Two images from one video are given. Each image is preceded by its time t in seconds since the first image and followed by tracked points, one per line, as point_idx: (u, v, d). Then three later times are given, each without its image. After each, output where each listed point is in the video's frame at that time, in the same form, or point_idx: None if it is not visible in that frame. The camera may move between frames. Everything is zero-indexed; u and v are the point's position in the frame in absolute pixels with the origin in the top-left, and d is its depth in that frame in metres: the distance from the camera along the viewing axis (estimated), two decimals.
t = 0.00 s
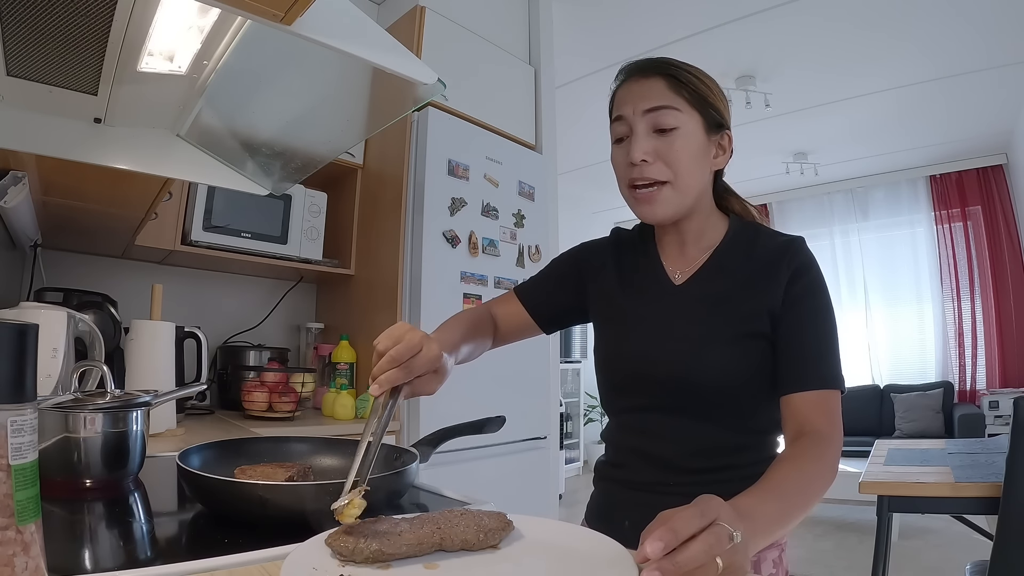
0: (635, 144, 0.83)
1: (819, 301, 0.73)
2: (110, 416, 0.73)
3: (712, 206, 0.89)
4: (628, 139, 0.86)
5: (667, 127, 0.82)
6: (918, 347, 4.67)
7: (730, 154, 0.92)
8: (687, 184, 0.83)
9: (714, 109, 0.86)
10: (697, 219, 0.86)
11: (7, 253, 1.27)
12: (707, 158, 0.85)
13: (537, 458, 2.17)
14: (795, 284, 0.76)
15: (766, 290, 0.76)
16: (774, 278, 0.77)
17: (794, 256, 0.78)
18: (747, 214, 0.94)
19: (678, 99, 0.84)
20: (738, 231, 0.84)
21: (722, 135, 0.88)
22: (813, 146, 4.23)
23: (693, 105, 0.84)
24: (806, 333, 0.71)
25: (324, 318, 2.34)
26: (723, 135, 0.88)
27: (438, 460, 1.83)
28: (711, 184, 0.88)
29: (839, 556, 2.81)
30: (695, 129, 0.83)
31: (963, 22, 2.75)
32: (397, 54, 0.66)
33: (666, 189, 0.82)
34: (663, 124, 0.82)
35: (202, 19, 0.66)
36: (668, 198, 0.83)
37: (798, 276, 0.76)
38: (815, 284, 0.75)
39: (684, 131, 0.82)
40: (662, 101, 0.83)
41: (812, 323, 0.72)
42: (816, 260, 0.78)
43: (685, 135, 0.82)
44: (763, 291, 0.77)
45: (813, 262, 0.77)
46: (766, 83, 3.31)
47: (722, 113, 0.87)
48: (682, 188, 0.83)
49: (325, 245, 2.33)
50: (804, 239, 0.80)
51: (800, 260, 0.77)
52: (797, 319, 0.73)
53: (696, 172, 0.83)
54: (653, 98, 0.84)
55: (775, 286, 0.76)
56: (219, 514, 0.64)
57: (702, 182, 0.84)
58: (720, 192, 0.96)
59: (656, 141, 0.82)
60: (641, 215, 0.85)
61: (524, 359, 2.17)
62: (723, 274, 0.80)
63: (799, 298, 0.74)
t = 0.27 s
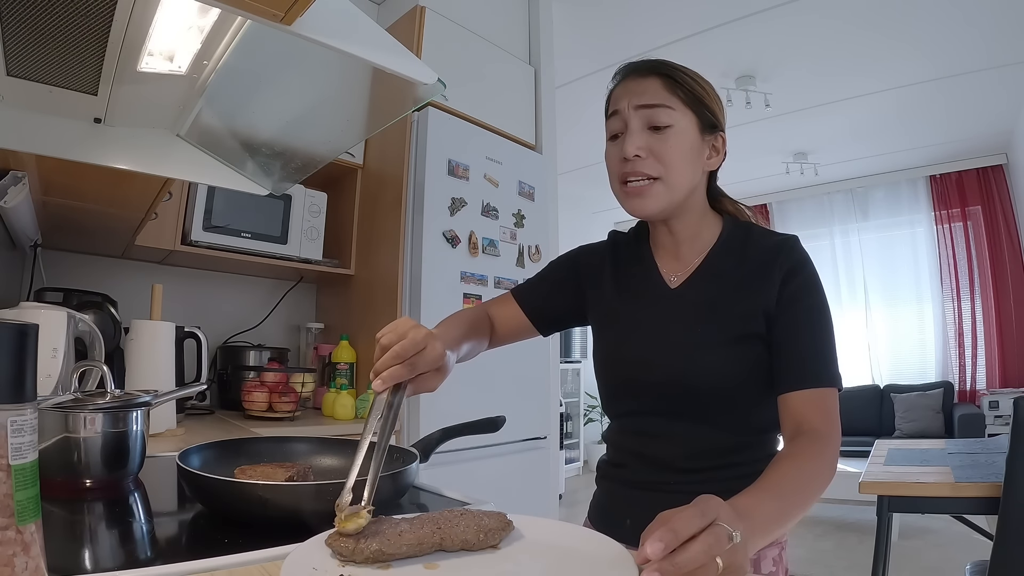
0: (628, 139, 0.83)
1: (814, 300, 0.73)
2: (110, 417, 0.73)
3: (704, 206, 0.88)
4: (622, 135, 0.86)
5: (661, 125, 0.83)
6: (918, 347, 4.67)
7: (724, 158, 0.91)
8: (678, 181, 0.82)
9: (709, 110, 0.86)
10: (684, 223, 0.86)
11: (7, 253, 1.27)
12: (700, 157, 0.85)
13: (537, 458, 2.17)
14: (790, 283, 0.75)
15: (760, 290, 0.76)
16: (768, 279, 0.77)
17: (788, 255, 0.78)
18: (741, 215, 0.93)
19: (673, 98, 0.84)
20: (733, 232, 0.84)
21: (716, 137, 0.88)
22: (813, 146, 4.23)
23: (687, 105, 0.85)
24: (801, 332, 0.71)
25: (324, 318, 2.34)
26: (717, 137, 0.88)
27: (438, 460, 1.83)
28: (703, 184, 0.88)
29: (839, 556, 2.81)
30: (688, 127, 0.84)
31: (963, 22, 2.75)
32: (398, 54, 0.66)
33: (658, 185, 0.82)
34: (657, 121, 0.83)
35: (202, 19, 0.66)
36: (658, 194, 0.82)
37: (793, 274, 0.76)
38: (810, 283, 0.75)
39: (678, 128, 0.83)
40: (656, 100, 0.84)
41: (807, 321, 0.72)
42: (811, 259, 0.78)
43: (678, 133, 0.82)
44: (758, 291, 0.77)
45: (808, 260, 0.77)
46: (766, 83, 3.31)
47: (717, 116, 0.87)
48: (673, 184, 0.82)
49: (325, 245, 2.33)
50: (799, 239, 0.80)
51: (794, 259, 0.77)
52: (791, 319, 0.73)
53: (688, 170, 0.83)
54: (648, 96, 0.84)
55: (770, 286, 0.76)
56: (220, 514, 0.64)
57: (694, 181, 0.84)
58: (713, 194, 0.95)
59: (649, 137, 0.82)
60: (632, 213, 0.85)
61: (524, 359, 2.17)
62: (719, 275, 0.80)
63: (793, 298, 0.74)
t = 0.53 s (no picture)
0: (637, 133, 0.83)
1: (810, 300, 0.73)
2: (110, 416, 0.73)
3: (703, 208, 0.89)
4: (628, 129, 0.86)
5: (669, 122, 0.83)
6: (918, 347, 4.66)
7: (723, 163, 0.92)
8: (681, 180, 0.82)
9: (714, 114, 0.87)
10: (687, 219, 0.86)
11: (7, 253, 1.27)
12: (703, 160, 0.86)
13: (537, 458, 2.17)
14: (785, 283, 0.76)
15: (756, 291, 0.76)
16: (765, 279, 0.77)
17: (784, 256, 0.78)
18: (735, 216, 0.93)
19: (682, 98, 0.85)
20: (728, 233, 0.84)
21: (718, 141, 0.89)
22: (813, 146, 4.23)
23: (695, 106, 0.86)
24: (797, 332, 0.71)
25: (324, 318, 2.34)
26: (719, 141, 0.89)
27: (438, 460, 1.83)
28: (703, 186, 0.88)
29: (839, 556, 2.81)
30: (694, 128, 0.84)
31: (963, 22, 2.75)
32: (398, 55, 0.66)
33: (662, 180, 0.82)
34: (666, 118, 0.83)
35: (202, 19, 0.66)
36: (663, 189, 0.82)
37: (789, 275, 0.76)
38: (805, 283, 0.75)
39: (686, 129, 0.83)
40: (666, 98, 0.84)
41: (803, 322, 0.72)
42: (806, 259, 0.78)
43: (685, 132, 0.83)
44: (754, 292, 0.77)
45: (804, 261, 0.77)
46: (766, 83, 3.31)
47: (721, 120, 0.88)
48: (677, 181, 0.82)
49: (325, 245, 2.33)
50: (794, 239, 0.80)
51: (790, 260, 0.77)
52: (788, 319, 0.73)
53: (691, 170, 0.83)
54: (658, 94, 0.85)
55: (766, 287, 0.76)
56: (220, 514, 0.64)
57: (696, 181, 0.84)
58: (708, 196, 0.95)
59: (657, 132, 0.83)
60: (635, 207, 0.84)
61: (524, 359, 2.17)
62: (716, 276, 0.80)
63: (789, 298, 0.74)
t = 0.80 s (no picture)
0: (662, 136, 0.82)
1: (805, 300, 0.73)
2: (110, 416, 0.73)
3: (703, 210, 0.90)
4: (648, 129, 0.85)
5: (690, 128, 0.84)
6: (918, 347, 4.66)
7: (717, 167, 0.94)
8: (698, 186, 0.84)
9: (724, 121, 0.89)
10: (693, 221, 0.86)
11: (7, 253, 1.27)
12: (713, 166, 0.87)
13: (537, 458, 2.17)
14: (781, 284, 0.76)
15: (752, 292, 0.77)
16: (761, 279, 0.77)
17: (780, 256, 0.78)
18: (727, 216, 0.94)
19: (701, 104, 0.86)
20: (724, 234, 0.84)
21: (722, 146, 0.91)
22: (813, 146, 4.22)
23: (712, 113, 0.87)
24: (793, 332, 0.71)
25: (324, 318, 2.34)
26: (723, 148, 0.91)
27: (438, 460, 1.83)
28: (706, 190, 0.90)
29: (839, 556, 2.81)
30: (711, 135, 0.85)
31: (963, 22, 2.75)
32: (401, 55, 0.67)
33: (683, 186, 0.82)
34: (689, 125, 0.84)
35: (201, 19, 0.66)
36: (684, 195, 0.82)
37: (785, 275, 0.76)
38: (801, 283, 0.75)
39: (706, 137, 0.84)
40: (689, 103, 0.85)
41: (798, 322, 0.72)
42: (802, 259, 0.78)
43: (705, 140, 0.84)
44: (750, 293, 0.77)
45: (800, 261, 0.77)
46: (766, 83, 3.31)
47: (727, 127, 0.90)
48: (695, 188, 0.83)
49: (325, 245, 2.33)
50: (790, 239, 0.80)
51: (786, 260, 0.77)
52: (784, 320, 0.73)
53: (706, 177, 0.85)
54: (682, 98, 0.85)
55: (763, 288, 0.76)
56: (220, 514, 0.64)
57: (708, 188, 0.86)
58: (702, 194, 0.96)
59: (681, 138, 0.83)
60: (651, 207, 0.84)
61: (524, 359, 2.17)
62: (713, 277, 0.80)
63: (785, 298, 0.74)
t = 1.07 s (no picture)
0: (652, 161, 0.81)
1: (807, 301, 0.73)
2: (110, 416, 0.73)
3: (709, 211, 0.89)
4: (640, 152, 0.84)
5: (683, 144, 0.82)
6: (918, 347, 4.66)
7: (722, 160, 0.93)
8: (698, 201, 0.83)
9: (720, 120, 0.86)
10: (701, 229, 0.85)
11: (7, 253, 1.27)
12: (712, 170, 0.86)
13: (537, 458, 2.17)
14: (784, 284, 0.76)
15: (754, 292, 0.76)
16: (763, 280, 0.77)
17: (782, 257, 0.78)
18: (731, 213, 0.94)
19: (692, 113, 0.84)
20: (727, 235, 0.84)
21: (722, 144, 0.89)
22: (812, 146, 4.23)
23: (704, 119, 0.84)
24: (795, 332, 0.71)
25: (324, 318, 2.34)
26: (724, 145, 0.89)
27: (438, 460, 1.83)
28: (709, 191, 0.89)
29: (839, 556, 2.81)
30: (706, 143, 0.83)
31: (963, 22, 2.76)
32: (400, 55, 0.67)
33: (682, 207, 0.82)
34: (679, 141, 0.82)
35: (202, 19, 0.66)
36: (682, 215, 0.83)
37: (787, 276, 0.76)
38: (803, 284, 0.75)
39: (699, 149, 0.82)
40: (678, 118, 0.82)
41: (800, 322, 0.72)
42: (805, 260, 0.78)
43: (699, 152, 0.82)
44: (752, 293, 0.77)
45: (802, 262, 0.77)
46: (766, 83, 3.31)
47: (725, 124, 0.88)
48: (694, 205, 0.83)
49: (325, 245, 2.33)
50: (793, 241, 0.80)
51: (788, 261, 0.77)
52: (786, 320, 0.73)
53: (705, 188, 0.84)
54: (670, 114, 0.83)
55: (765, 289, 0.76)
56: (220, 514, 0.64)
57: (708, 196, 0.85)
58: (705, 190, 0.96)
59: (672, 158, 0.81)
60: (652, 229, 0.85)
61: (524, 359, 2.17)
62: (715, 278, 0.80)
63: (788, 299, 0.74)
